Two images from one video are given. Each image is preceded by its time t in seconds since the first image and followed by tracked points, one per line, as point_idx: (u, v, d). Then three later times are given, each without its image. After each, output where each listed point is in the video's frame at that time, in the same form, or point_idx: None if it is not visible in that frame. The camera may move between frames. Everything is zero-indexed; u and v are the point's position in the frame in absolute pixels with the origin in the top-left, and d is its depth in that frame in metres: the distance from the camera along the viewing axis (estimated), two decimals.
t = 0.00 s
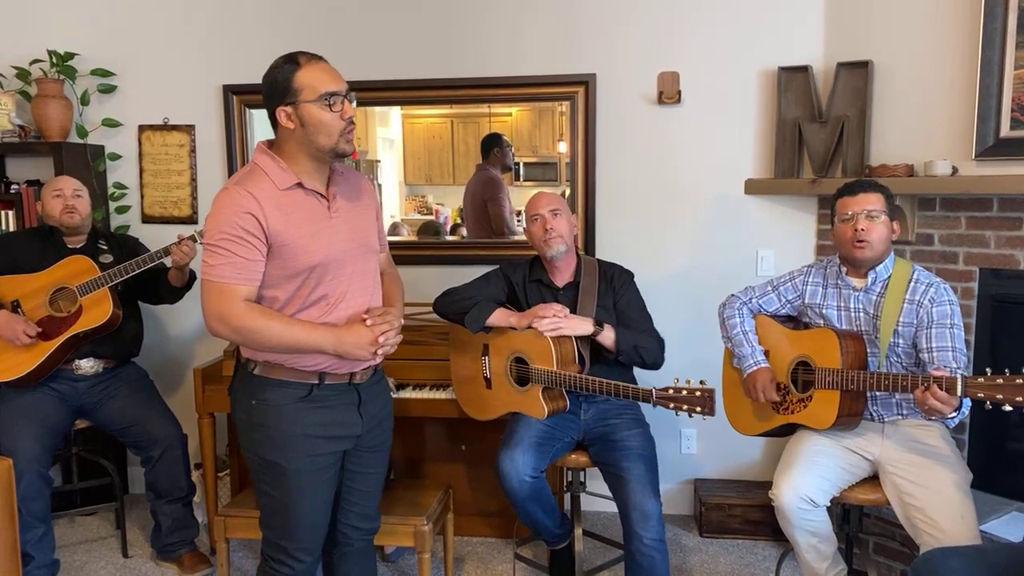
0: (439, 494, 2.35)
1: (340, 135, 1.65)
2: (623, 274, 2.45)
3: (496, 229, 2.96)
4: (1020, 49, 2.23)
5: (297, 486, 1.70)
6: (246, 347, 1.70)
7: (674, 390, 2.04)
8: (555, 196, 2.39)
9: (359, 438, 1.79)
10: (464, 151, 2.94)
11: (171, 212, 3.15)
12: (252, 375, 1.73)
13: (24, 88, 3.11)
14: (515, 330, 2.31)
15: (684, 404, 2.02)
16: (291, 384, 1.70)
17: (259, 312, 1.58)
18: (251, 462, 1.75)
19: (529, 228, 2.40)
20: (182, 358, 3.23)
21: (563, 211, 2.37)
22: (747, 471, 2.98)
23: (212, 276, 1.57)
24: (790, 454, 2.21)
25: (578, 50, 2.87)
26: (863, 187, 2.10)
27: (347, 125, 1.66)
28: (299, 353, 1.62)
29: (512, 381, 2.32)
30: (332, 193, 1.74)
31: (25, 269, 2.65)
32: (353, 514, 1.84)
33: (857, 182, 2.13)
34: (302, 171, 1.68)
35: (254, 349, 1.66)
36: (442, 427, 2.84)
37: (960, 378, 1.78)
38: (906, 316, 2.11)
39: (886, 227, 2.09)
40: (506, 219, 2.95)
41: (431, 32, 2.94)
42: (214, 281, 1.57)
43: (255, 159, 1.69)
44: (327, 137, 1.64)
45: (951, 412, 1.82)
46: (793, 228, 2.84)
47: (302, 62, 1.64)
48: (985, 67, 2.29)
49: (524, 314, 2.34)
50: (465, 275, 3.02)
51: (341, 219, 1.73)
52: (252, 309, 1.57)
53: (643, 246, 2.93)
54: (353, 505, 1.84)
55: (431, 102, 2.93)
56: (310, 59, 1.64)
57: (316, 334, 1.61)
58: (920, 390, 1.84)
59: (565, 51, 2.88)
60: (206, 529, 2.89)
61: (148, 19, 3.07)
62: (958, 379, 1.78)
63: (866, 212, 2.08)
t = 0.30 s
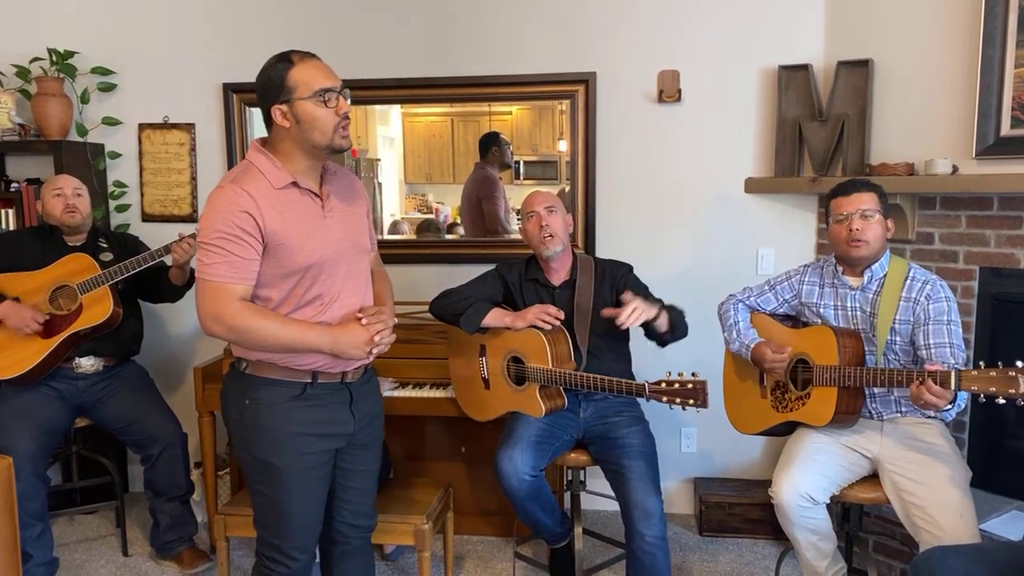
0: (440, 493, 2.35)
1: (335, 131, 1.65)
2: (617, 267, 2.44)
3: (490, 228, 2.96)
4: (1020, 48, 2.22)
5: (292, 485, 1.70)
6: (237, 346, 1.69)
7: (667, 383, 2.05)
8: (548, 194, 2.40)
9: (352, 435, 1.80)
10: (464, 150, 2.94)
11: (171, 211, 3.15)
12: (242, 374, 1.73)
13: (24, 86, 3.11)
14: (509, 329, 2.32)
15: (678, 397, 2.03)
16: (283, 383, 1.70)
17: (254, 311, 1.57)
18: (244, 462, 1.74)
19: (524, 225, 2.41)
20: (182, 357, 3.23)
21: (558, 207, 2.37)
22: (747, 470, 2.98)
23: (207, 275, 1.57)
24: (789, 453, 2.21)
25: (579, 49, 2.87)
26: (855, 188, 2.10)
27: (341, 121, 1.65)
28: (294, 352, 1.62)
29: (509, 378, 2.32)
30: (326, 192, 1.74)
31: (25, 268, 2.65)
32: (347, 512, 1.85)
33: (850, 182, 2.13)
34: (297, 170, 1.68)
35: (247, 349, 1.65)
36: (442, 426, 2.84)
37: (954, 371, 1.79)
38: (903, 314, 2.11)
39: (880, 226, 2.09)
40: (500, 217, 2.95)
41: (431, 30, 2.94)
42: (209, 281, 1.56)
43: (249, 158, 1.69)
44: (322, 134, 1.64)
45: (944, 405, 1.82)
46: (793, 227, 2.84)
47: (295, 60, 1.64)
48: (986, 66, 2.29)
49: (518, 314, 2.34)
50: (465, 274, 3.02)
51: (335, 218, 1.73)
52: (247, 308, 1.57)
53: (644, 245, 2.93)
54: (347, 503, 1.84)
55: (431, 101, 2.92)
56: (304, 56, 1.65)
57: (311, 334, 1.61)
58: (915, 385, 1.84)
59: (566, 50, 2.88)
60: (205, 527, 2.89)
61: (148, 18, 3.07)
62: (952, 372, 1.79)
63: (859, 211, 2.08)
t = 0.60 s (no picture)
0: (440, 491, 2.35)
1: (335, 131, 1.65)
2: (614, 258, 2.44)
3: (489, 227, 2.96)
4: (1021, 46, 2.22)
5: (287, 483, 1.70)
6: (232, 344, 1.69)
7: (663, 381, 2.05)
8: (547, 193, 2.40)
9: (346, 433, 1.80)
10: (464, 148, 2.94)
11: (172, 209, 3.15)
12: (236, 374, 1.73)
13: (24, 84, 3.11)
14: (509, 329, 2.31)
15: (673, 396, 2.03)
16: (276, 381, 1.69)
17: (250, 307, 1.57)
18: (238, 461, 1.74)
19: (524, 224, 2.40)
20: (182, 355, 3.23)
21: (557, 206, 2.38)
22: (748, 468, 2.98)
23: (205, 270, 1.56)
24: (789, 452, 2.21)
25: (580, 47, 2.87)
26: (852, 194, 2.08)
27: (341, 122, 1.66)
28: (290, 349, 1.62)
29: (508, 378, 2.32)
30: (326, 189, 1.75)
31: (27, 266, 2.66)
32: (343, 510, 1.85)
33: (843, 188, 2.11)
34: (296, 166, 1.69)
35: (241, 346, 1.65)
36: (442, 424, 2.84)
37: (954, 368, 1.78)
38: (903, 311, 2.11)
39: (877, 232, 2.10)
40: (497, 215, 2.95)
41: (432, 29, 2.93)
42: (207, 275, 1.56)
43: (248, 154, 1.69)
44: (322, 134, 1.64)
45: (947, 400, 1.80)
46: (794, 225, 2.84)
47: (296, 61, 1.64)
48: (987, 65, 2.28)
49: (517, 313, 2.33)
50: (465, 273, 3.02)
51: (334, 215, 1.73)
52: (245, 304, 1.56)
53: (644, 243, 2.93)
54: (342, 501, 1.84)
55: (432, 99, 2.92)
56: (305, 55, 1.65)
57: (308, 331, 1.61)
58: (920, 382, 1.83)
59: (567, 49, 2.87)
60: (205, 526, 2.89)
61: (148, 15, 3.07)
62: (954, 368, 1.79)
63: (855, 221, 2.08)
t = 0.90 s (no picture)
0: (440, 491, 2.35)
1: (325, 147, 1.63)
2: (610, 258, 2.45)
3: (489, 227, 2.96)
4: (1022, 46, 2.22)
5: (286, 484, 1.70)
6: (230, 344, 1.69)
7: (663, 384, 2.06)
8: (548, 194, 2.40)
9: (344, 434, 1.80)
10: (464, 148, 2.93)
11: (173, 209, 3.15)
12: (235, 373, 1.73)
13: (25, 84, 3.11)
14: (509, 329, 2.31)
15: (674, 399, 2.04)
16: (274, 381, 1.70)
17: (248, 307, 1.56)
18: (237, 461, 1.75)
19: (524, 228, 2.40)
20: (183, 355, 3.23)
21: (557, 207, 2.37)
22: (748, 469, 2.98)
23: (203, 271, 1.56)
24: (789, 453, 2.21)
25: (580, 47, 2.87)
26: (851, 199, 2.08)
27: (336, 140, 1.64)
28: (288, 350, 1.61)
29: (510, 380, 2.32)
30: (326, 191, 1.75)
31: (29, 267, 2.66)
32: (342, 511, 1.85)
33: (842, 192, 2.10)
34: (296, 168, 1.69)
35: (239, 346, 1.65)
36: (442, 425, 2.84)
37: (958, 375, 1.78)
38: (903, 316, 2.11)
39: (877, 236, 2.09)
40: (498, 217, 2.95)
41: (432, 29, 2.93)
42: (205, 276, 1.56)
43: (248, 155, 1.69)
44: (313, 145, 1.62)
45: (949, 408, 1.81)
46: (794, 225, 2.84)
47: (316, 66, 1.62)
48: (987, 66, 2.28)
49: (517, 314, 2.34)
50: (465, 273, 3.02)
51: (333, 217, 1.74)
52: (243, 305, 1.56)
53: (645, 244, 2.93)
54: (342, 502, 1.84)
55: (432, 99, 2.92)
56: (326, 66, 1.63)
57: (306, 332, 1.61)
58: (922, 389, 1.84)
59: (567, 49, 2.87)
60: (206, 526, 2.89)
61: (149, 15, 3.07)
62: (957, 375, 1.78)
63: (854, 226, 2.07)
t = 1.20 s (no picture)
0: (440, 493, 2.35)
1: (333, 148, 1.63)
2: (611, 259, 2.45)
3: (493, 229, 2.96)
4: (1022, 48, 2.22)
5: (284, 485, 1.70)
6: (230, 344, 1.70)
7: (667, 384, 2.05)
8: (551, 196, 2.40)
9: (343, 437, 1.79)
10: (465, 150, 2.93)
11: (173, 211, 3.15)
12: (234, 373, 1.74)
13: (25, 86, 3.11)
14: (511, 330, 2.31)
15: (677, 397, 2.03)
16: (273, 383, 1.70)
17: (246, 308, 1.56)
18: (236, 462, 1.75)
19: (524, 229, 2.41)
20: (183, 357, 3.23)
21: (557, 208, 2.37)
22: (748, 470, 2.98)
23: (204, 271, 1.57)
24: (790, 454, 2.21)
25: (580, 49, 2.87)
26: (858, 194, 2.08)
27: (343, 140, 1.63)
28: (286, 352, 1.61)
29: (511, 381, 2.32)
30: (333, 196, 1.74)
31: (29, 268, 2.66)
32: (342, 513, 1.84)
33: (852, 188, 2.12)
34: (303, 170, 1.68)
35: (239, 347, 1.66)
36: (442, 427, 2.84)
37: (959, 380, 1.77)
38: (907, 317, 2.11)
39: (884, 232, 2.09)
40: (503, 219, 2.96)
41: (432, 30, 2.94)
42: (206, 275, 1.56)
43: (257, 156, 1.69)
44: (321, 146, 1.62)
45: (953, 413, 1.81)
46: (794, 227, 2.84)
47: (325, 69, 1.62)
48: (988, 67, 2.29)
49: (519, 314, 2.34)
50: (465, 275, 3.02)
51: (339, 222, 1.73)
52: (242, 305, 1.56)
53: (644, 245, 2.93)
54: (341, 504, 1.84)
55: (432, 101, 2.92)
56: (334, 67, 1.63)
57: (305, 335, 1.60)
58: (922, 392, 1.83)
59: (567, 51, 2.88)
60: (206, 527, 2.89)
61: (150, 17, 3.07)
62: (959, 381, 1.78)
63: (862, 220, 2.08)
